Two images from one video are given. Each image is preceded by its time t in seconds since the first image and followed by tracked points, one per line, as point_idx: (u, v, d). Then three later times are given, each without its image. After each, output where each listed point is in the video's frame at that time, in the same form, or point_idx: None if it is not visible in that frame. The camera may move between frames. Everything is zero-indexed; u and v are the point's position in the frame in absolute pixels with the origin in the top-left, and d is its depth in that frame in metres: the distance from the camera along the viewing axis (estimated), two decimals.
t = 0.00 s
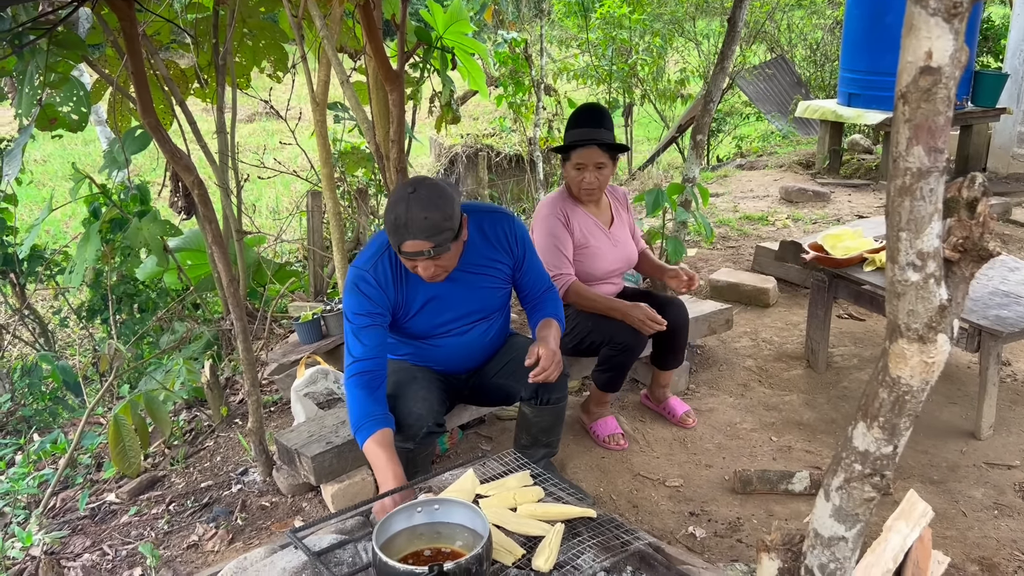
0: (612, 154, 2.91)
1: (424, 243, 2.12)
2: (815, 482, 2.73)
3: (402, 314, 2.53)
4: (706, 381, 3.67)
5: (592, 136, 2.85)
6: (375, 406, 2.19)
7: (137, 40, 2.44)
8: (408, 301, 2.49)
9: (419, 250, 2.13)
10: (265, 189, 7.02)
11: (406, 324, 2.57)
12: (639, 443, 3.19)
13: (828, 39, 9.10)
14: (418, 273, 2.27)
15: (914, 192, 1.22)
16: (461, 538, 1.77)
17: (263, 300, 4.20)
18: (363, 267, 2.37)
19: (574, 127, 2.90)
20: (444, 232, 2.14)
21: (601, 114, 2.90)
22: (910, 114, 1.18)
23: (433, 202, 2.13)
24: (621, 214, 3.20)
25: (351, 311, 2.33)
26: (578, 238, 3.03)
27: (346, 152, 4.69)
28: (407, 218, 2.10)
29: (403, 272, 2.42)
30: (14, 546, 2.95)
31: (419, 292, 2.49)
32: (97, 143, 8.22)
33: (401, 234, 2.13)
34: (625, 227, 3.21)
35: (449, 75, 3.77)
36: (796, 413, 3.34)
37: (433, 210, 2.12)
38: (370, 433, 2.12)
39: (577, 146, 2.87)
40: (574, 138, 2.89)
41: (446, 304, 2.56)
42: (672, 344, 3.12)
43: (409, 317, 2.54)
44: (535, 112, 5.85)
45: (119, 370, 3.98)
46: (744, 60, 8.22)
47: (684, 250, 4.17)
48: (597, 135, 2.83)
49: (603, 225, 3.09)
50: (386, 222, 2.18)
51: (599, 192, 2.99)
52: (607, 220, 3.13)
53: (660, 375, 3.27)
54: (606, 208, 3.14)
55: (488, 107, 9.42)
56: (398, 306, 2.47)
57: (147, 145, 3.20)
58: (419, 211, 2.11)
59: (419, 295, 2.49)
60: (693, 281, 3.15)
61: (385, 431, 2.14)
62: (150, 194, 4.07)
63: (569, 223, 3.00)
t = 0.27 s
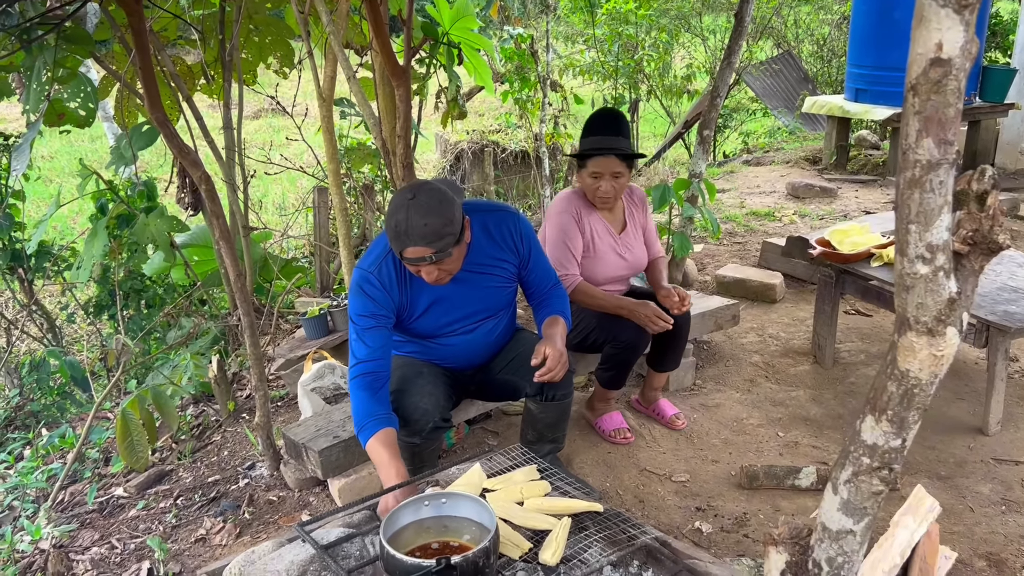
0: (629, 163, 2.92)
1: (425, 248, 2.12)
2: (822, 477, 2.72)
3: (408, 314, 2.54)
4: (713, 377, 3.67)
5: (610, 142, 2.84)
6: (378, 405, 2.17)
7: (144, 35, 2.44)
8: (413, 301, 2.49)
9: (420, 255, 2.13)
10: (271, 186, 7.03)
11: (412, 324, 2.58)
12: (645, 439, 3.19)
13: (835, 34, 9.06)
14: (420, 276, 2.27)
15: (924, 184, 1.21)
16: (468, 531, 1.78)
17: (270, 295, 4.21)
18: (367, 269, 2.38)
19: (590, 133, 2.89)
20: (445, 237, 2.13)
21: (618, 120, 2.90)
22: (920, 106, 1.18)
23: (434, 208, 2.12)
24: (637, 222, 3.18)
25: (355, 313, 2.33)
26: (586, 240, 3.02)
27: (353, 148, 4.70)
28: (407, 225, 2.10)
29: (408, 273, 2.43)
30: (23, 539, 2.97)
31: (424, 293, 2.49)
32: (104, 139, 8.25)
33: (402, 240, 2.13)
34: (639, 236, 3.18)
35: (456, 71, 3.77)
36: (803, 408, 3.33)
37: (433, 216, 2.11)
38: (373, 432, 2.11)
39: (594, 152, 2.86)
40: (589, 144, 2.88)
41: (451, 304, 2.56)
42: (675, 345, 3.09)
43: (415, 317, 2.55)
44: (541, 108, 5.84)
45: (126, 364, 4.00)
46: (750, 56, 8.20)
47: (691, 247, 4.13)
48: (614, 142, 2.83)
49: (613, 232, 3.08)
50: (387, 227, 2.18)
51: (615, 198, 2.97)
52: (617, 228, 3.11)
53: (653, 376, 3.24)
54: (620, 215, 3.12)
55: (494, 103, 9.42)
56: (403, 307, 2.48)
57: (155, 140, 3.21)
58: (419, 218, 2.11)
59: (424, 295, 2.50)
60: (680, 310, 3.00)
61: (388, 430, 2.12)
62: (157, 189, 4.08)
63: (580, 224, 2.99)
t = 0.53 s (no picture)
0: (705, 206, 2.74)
1: (424, 246, 2.12)
2: (826, 476, 2.72)
3: (409, 314, 2.55)
4: (718, 375, 3.67)
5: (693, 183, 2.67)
6: (370, 404, 2.18)
7: (149, 35, 2.45)
8: (414, 300, 2.50)
9: (420, 253, 2.13)
10: (275, 184, 7.05)
11: (414, 323, 2.59)
12: (650, 437, 3.19)
13: (840, 31, 9.02)
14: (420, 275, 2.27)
15: (929, 183, 1.21)
16: (473, 530, 1.78)
17: (275, 293, 4.22)
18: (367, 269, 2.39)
19: (675, 165, 2.70)
20: (445, 234, 2.13)
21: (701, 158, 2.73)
22: (926, 106, 1.18)
23: (433, 206, 2.13)
24: (691, 255, 3.04)
25: (355, 312, 2.35)
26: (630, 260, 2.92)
27: (357, 146, 4.70)
28: (406, 223, 2.11)
29: (408, 272, 2.44)
30: (29, 537, 2.99)
31: (425, 292, 2.50)
32: (109, 137, 8.28)
33: (402, 239, 2.13)
34: (686, 270, 3.06)
35: (460, 69, 3.77)
36: (807, 407, 3.33)
37: (433, 213, 2.12)
38: (368, 430, 2.11)
39: (674, 189, 2.68)
40: (671, 179, 2.69)
41: (453, 303, 2.57)
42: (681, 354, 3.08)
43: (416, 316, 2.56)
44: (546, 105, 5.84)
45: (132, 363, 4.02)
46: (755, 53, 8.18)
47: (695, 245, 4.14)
48: (699, 185, 2.65)
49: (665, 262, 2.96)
50: (387, 226, 2.18)
51: (681, 240, 2.82)
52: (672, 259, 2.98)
53: (658, 377, 3.24)
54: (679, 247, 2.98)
55: (498, 101, 9.41)
56: (403, 305, 2.49)
57: (159, 139, 3.21)
58: (418, 215, 2.11)
59: (425, 295, 2.50)
60: (695, 344, 2.96)
61: (381, 428, 2.12)
62: (162, 188, 4.08)
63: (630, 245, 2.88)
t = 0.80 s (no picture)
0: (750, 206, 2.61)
1: (428, 242, 2.12)
2: (832, 474, 2.72)
3: (413, 313, 2.55)
4: (723, 374, 3.66)
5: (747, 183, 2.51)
6: (374, 403, 2.18)
7: (154, 34, 2.45)
8: (418, 299, 2.50)
9: (424, 249, 2.13)
10: (279, 183, 7.06)
11: (418, 321, 2.59)
12: (655, 436, 3.19)
13: (845, 29, 8.99)
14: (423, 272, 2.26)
15: (936, 180, 1.21)
16: (479, 528, 1.78)
17: (280, 292, 4.23)
18: (370, 268, 2.39)
19: (726, 162, 2.52)
20: (448, 229, 2.13)
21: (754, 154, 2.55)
22: (933, 102, 1.17)
23: (436, 200, 2.13)
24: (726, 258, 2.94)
25: (358, 311, 2.35)
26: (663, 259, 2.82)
27: (361, 145, 4.71)
28: (409, 219, 2.11)
29: (411, 271, 2.44)
30: (36, 535, 3.00)
31: (429, 291, 2.50)
32: (114, 137, 8.30)
33: (406, 235, 2.12)
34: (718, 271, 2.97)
35: (464, 68, 3.77)
36: (813, 405, 3.33)
37: (436, 209, 2.12)
38: (373, 429, 2.11)
39: (721, 186, 2.53)
40: (720, 175, 2.53)
41: (457, 302, 2.57)
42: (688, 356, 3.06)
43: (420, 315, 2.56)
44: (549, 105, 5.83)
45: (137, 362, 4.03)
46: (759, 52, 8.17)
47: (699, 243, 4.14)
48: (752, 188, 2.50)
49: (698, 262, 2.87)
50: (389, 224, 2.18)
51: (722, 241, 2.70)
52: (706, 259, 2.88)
53: (664, 377, 3.24)
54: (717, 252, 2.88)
55: (502, 100, 9.41)
56: (407, 304, 2.49)
57: (164, 138, 3.22)
58: (421, 211, 2.12)
59: (429, 293, 2.51)
60: (710, 356, 2.96)
61: (386, 427, 2.13)
62: (166, 187, 4.09)
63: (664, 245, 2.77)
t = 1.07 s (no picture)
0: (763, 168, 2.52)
1: (436, 240, 2.12)
2: (838, 473, 2.71)
3: (419, 313, 2.55)
4: (728, 373, 3.66)
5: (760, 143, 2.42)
6: (382, 404, 2.19)
7: (159, 36, 2.45)
8: (424, 300, 2.51)
9: (432, 247, 2.13)
10: (283, 183, 7.07)
11: (424, 322, 2.60)
12: (660, 435, 3.19)
13: (848, 28, 8.98)
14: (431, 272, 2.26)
15: (944, 178, 1.21)
16: (486, 528, 1.78)
17: (284, 293, 4.24)
18: (376, 268, 2.39)
19: (738, 123, 2.44)
20: (455, 226, 2.14)
21: (770, 117, 2.47)
22: (941, 100, 1.17)
23: (444, 198, 2.14)
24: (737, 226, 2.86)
25: (365, 313, 2.35)
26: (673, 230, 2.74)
27: (365, 145, 4.71)
28: (417, 216, 2.11)
29: (417, 272, 2.44)
30: (42, 536, 3.01)
31: (434, 292, 2.51)
32: (118, 138, 8.33)
33: (414, 233, 2.13)
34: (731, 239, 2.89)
35: (468, 68, 3.78)
36: (818, 404, 3.32)
37: (444, 206, 2.13)
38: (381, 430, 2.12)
39: (733, 147, 2.44)
40: (731, 136, 2.45)
41: (463, 303, 2.57)
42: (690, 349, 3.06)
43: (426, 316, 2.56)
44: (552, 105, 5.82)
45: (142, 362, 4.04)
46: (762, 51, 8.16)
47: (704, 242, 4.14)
48: (765, 146, 2.41)
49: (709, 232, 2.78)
50: (397, 222, 2.18)
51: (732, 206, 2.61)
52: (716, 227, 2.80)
53: (667, 373, 3.24)
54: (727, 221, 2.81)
55: (505, 100, 9.41)
56: (413, 305, 2.50)
57: (169, 139, 3.23)
58: (429, 208, 2.12)
59: (435, 294, 2.51)
60: (696, 352, 2.99)
61: (393, 429, 2.13)
62: (171, 188, 4.10)
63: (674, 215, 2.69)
